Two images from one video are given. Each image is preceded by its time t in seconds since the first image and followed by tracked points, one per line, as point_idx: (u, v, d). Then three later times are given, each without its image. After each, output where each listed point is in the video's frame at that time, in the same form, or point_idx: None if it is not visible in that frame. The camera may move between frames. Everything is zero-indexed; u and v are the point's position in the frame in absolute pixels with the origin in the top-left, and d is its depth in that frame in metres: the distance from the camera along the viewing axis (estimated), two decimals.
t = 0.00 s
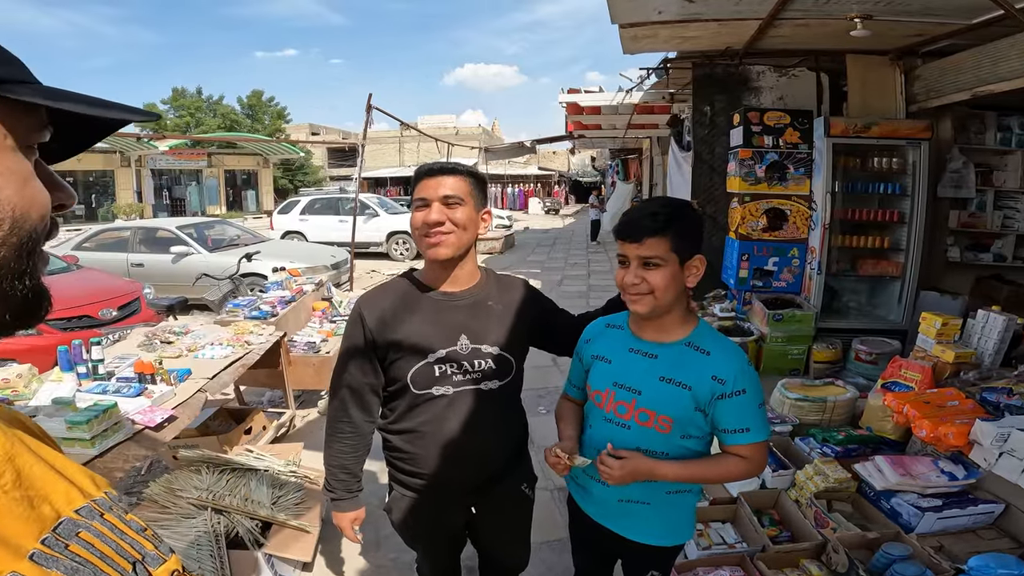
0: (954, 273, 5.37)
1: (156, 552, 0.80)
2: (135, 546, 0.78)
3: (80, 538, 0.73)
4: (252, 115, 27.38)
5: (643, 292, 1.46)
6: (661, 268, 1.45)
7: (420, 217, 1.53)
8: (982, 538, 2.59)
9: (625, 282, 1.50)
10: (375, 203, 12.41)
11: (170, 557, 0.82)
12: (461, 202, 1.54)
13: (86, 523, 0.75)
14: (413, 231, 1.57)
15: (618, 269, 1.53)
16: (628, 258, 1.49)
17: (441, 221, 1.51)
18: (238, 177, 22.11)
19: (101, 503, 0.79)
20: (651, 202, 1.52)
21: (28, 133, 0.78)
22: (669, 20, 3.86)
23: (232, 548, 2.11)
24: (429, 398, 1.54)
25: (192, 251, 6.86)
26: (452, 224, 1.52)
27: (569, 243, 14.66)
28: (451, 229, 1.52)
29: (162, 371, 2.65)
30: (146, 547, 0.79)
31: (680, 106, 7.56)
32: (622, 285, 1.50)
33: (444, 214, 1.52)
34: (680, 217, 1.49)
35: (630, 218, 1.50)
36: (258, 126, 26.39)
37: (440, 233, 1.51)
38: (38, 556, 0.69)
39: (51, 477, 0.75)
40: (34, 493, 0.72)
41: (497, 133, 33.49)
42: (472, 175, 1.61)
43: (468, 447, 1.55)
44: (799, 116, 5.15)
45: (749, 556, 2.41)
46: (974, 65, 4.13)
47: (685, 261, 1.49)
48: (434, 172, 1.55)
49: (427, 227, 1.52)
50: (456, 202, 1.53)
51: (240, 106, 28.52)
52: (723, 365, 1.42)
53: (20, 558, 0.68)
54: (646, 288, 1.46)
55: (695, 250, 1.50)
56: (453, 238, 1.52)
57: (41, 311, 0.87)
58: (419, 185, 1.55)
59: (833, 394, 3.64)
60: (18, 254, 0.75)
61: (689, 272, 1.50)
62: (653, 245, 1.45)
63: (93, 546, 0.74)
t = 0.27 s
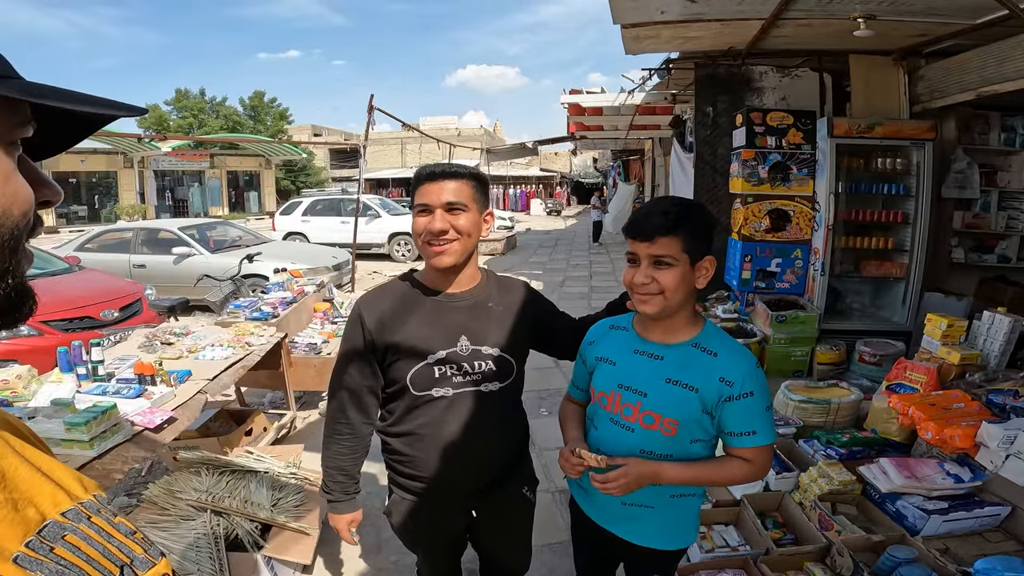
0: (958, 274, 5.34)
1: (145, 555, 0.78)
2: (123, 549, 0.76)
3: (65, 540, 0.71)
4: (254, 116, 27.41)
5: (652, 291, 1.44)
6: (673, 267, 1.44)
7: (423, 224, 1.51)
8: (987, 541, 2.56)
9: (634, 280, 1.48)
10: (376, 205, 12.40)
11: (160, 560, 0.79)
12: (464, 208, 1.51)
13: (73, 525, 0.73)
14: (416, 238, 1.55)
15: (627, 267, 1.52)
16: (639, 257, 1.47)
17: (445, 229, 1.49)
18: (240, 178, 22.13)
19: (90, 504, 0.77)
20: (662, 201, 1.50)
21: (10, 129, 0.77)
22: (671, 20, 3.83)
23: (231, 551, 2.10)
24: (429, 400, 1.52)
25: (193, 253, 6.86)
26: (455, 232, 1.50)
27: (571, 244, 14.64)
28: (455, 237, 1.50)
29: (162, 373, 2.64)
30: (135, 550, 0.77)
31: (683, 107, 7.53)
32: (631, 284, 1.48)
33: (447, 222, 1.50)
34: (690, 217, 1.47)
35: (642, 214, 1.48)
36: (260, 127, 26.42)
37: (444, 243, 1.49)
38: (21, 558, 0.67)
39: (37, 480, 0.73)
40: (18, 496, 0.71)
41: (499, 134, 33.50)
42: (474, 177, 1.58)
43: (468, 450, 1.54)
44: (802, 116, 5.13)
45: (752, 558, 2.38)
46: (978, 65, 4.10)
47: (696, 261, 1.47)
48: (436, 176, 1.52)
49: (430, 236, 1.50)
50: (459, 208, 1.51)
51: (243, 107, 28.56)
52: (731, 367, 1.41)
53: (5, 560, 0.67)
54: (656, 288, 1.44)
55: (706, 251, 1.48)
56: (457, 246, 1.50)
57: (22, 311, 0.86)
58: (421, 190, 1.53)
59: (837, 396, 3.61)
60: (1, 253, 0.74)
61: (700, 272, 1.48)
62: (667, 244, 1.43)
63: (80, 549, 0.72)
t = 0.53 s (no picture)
0: (961, 275, 5.33)
1: (153, 559, 0.74)
2: (129, 553, 0.72)
3: (72, 545, 0.68)
4: (255, 118, 27.44)
5: (657, 293, 1.44)
6: (679, 268, 1.43)
7: (430, 235, 1.51)
8: (992, 543, 2.55)
9: (639, 282, 1.47)
10: (378, 206, 12.41)
11: (168, 564, 0.75)
12: (470, 217, 1.51)
13: (80, 529, 0.70)
14: (422, 247, 1.54)
15: (632, 268, 1.51)
16: (644, 259, 1.47)
17: (452, 241, 1.48)
18: (242, 180, 22.14)
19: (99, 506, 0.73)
20: (666, 203, 1.50)
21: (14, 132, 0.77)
22: (673, 22, 3.83)
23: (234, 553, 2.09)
24: (434, 402, 1.52)
25: (195, 254, 6.86)
26: (462, 242, 1.50)
27: (572, 246, 14.63)
28: (462, 248, 1.50)
29: (164, 375, 2.64)
30: (143, 554, 0.73)
31: (684, 108, 7.53)
32: (635, 286, 1.48)
33: (454, 232, 1.50)
34: (694, 218, 1.47)
35: (646, 215, 1.47)
36: (262, 129, 26.45)
37: (451, 254, 1.49)
38: (28, 563, 0.65)
39: (44, 483, 0.70)
40: (22, 501, 0.68)
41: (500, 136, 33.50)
42: (478, 183, 1.57)
43: (472, 452, 1.53)
44: (804, 118, 5.12)
45: (756, 560, 2.37)
46: (980, 66, 4.10)
47: (699, 263, 1.47)
48: (440, 185, 1.51)
49: (437, 247, 1.49)
50: (464, 218, 1.50)
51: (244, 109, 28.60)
52: (737, 366, 1.41)
53: (11, 564, 0.64)
54: (661, 289, 1.43)
55: (709, 252, 1.48)
56: (463, 255, 1.50)
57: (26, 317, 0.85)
58: (425, 199, 1.52)
59: (840, 397, 3.60)
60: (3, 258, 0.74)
61: (703, 274, 1.48)
62: (674, 245, 1.43)
63: (84, 554, 0.69)
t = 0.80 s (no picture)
0: (961, 276, 5.33)
1: (159, 556, 0.79)
2: (138, 550, 0.77)
3: (81, 541, 0.73)
4: (255, 119, 27.47)
5: (658, 293, 1.44)
6: (678, 268, 1.44)
7: (437, 237, 1.51)
8: (992, 542, 2.56)
9: (639, 282, 1.48)
10: (378, 207, 12.42)
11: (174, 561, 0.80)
12: (477, 219, 1.52)
13: (89, 526, 0.74)
14: (428, 248, 1.55)
15: (632, 269, 1.52)
16: (644, 259, 1.48)
17: (459, 243, 1.49)
18: (242, 181, 22.15)
19: (107, 505, 0.78)
20: (665, 204, 1.51)
21: None
22: (673, 23, 3.84)
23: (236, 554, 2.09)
24: (438, 403, 1.52)
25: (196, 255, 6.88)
26: (469, 244, 1.51)
27: (572, 247, 14.65)
28: (468, 249, 1.51)
29: (166, 376, 2.65)
30: (150, 551, 0.78)
31: (684, 109, 7.54)
32: (636, 287, 1.48)
33: (461, 234, 1.50)
34: (694, 219, 1.47)
35: (645, 216, 1.48)
36: (262, 130, 26.48)
37: (458, 255, 1.50)
38: (37, 558, 0.69)
39: (54, 482, 0.74)
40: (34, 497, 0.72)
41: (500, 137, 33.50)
42: (485, 185, 1.58)
43: (475, 453, 1.54)
44: (803, 119, 5.14)
45: (757, 560, 2.38)
46: (980, 67, 4.11)
47: (699, 263, 1.47)
48: (449, 188, 1.51)
49: (444, 248, 1.50)
50: (471, 220, 1.51)
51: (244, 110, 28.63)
52: (738, 366, 1.41)
53: (20, 560, 0.68)
54: (661, 289, 1.44)
55: (708, 253, 1.49)
56: (469, 257, 1.51)
57: None
58: (432, 202, 1.52)
59: (840, 398, 3.61)
60: None
61: (702, 275, 1.49)
62: (671, 245, 1.44)
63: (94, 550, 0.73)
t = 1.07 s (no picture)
0: (958, 277, 5.36)
1: (184, 555, 0.82)
2: (164, 549, 0.80)
3: (110, 539, 0.75)
4: (253, 119, 27.45)
5: (664, 295, 1.46)
6: (684, 271, 1.46)
7: (449, 240, 1.52)
8: (991, 541, 2.58)
9: (645, 284, 1.50)
10: (377, 208, 12.42)
11: (198, 561, 0.84)
12: (489, 223, 1.54)
13: (118, 525, 0.77)
14: (439, 251, 1.56)
15: (638, 271, 1.54)
16: (650, 261, 1.49)
17: (472, 246, 1.51)
18: (240, 182, 22.12)
19: (133, 507, 0.82)
20: (671, 207, 1.52)
21: None
22: (673, 25, 3.86)
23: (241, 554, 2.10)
24: (446, 404, 1.54)
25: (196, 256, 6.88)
26: (480, 248, 1.53)
27: (570, 247, 14.67)
28: (480, 253, 1.53)
29: (169, 377, 2.66)
30: (176, 550, 0.81)
31: (683, 110, 7.57)
32: (642, 289, 1.50)
33: (473, 238, 1.52)
34: (699, 222, 1.49)
35: (652, 218, 1.50)
36: (260, 130, 26.46)
37: (470, 259, 1.51)
38: (68, 557, 0.70)
39: (85, 483, 0.78)
40: (66, 497, 0.75)
41: (498, 137, 33.51)
42: (496, 190, 1.60)
43: (482, 453, 1.55)
44: (802, 120, 5.16)
45: (758, 559, 2.39)
46: (977, 68, 4.13)
47: (704, 266, 1.49)
48: (461, 191, 1.53)
49: (457, 251, 1.51)
50: (483, 224, 1.53)
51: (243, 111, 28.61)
52: (740, 366, 1.43)
53: (51, 558, 0.68)
54: (667, 290, 1.46)
55: (713, 256, 1.51)
56: (480, 260, 1.53)
57: None
58: (445, 205, 1.54)
59: (839, 398, 3.63)
60: None
61: (707, 277, 1.50)
62: (679, 248, 1.46)
63: (124, 548, 0.76)
